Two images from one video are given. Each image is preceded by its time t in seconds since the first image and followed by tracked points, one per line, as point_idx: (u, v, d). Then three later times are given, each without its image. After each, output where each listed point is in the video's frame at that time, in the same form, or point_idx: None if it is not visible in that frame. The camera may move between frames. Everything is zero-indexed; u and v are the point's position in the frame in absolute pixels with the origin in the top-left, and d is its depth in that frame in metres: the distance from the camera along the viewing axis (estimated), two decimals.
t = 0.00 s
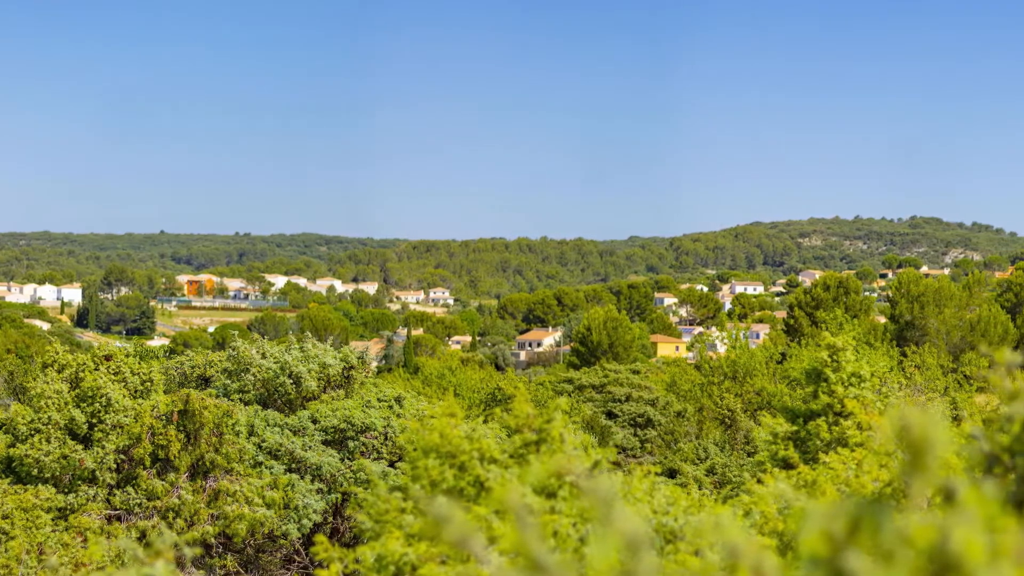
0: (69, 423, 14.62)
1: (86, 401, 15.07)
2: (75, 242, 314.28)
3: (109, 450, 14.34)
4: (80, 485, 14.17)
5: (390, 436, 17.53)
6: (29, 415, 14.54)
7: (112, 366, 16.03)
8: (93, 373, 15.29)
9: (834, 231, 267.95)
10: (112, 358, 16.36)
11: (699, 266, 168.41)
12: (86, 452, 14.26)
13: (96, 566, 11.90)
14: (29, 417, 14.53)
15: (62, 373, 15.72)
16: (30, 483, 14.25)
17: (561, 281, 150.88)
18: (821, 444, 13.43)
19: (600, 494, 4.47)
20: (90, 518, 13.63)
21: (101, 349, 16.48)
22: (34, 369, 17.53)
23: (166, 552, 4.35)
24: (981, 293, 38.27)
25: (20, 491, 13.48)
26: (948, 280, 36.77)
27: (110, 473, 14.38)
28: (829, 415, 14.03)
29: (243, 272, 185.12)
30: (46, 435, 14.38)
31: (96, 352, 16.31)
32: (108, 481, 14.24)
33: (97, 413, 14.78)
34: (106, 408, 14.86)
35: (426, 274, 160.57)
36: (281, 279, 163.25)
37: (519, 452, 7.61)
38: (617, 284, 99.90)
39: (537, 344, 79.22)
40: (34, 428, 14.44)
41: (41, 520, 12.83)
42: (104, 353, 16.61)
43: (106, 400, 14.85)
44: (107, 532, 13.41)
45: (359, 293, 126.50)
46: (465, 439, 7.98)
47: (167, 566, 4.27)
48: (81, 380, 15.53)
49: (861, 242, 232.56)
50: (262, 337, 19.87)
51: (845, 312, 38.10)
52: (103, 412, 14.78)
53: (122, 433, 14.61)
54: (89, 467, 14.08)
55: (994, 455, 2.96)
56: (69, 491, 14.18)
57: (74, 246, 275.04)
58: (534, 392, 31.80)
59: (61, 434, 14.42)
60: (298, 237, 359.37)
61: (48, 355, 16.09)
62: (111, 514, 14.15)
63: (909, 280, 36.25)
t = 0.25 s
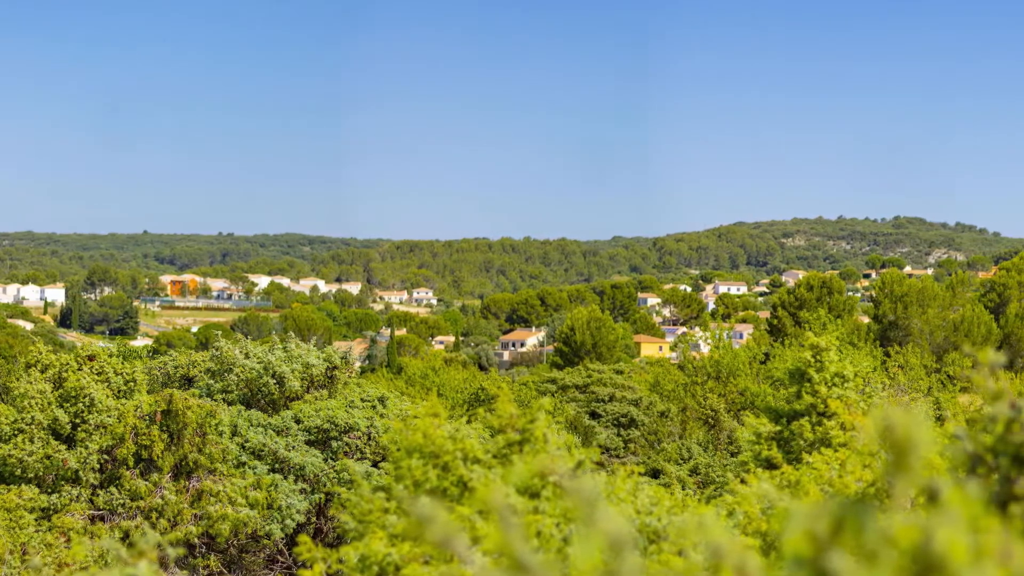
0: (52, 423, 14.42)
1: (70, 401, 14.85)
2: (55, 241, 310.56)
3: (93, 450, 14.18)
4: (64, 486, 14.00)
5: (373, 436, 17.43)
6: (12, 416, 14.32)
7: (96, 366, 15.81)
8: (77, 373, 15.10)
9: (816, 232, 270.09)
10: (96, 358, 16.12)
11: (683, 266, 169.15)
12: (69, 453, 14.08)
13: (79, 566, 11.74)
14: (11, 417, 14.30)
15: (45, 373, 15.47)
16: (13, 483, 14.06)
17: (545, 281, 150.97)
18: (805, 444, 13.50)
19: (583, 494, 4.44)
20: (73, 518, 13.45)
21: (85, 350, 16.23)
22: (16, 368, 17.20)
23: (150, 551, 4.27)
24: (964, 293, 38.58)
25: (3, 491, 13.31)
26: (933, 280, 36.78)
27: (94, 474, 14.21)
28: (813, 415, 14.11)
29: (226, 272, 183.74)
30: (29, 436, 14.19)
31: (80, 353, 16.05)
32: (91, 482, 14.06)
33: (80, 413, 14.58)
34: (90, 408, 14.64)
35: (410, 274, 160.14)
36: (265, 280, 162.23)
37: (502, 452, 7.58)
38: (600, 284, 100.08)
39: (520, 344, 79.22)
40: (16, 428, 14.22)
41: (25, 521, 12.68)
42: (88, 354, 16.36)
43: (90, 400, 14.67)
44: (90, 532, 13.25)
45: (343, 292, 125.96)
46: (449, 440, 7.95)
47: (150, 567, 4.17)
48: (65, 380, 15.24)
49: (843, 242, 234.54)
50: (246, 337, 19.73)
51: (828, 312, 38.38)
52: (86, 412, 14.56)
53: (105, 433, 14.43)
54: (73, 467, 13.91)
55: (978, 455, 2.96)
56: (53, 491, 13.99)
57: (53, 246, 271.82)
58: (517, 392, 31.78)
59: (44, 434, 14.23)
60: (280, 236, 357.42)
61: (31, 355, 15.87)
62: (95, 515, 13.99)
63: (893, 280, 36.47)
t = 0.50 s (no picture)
0: (35, 423, 14.20)
1: (53, 401, 14.68)
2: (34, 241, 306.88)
3: (77, 450, 13.99)
4: (47, 486, 13.80)
5: (357, 437, 17.32)
6: None
7: (79, 366, 15.68)
8: (60, 373, 14.97)
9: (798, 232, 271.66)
10: (79, 358, 16.05)
11: (666, 266, 169.66)
12: (52, 453, 13.89)
13: (62, 566, 11.60)
14: None
15: (28, 373, 15.25)
16: None
17: (529, 282, 150.97)
18: (788, 445, 13.55)
19: (569, 494, 4.41)
20: (56, 518, 13.26)
21: (67, 350, 16.10)
22: None
23: (133, 552, 4.20)
24: (946, 293, 38.93)
25: None
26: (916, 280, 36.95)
27: (77, 474, 14.03)
28: (797, 416, 14.19)
29: (209, 272, 182.30)
30: (12, 436, 13.95)
31: (63, 352, 15.96)
32: (75, 482, 13.88)
33: (63, 413, 14.40)
34: (73, 408, 14.50)
35: (394, 274, 159.60)
36: (248, 279, 161.12)
37: (486, 452, 7.52)
38: (584, 284, 100.19)
39: (504, 344, 79.15)
40: None
41: (7, 521, 12.46)
42: (71, 354, 16.20)
43: (73, 401, 14.51)
44: (74, 532, 13.08)
45: (326, 293, 125.31)
46: (433, 440, 7.92)
47: (134, 566, 4.15)
48: (48, 380, 15.14)
49: (826, 242, 236.42)
50: (229, 337, 19.55)
51: (812, 313, 38.61)
52: (70, 412, 14.40)
53: (89, 433, 14.24)
54: (56, 467, 13.71)
55: (962, 455, 2.99)
56: (36, 491, 13.76)
57: (33, 245, 268.44)
58: (501, 392, 31.73)
59: (28, 434, 13.99)
60: (263, 237, 355.40)
61: (14, 355, 15.61)
62: (78, 515, 13.82)
63: (876, 280, 36.68)
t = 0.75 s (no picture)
0: (19, 423, 13.75)
1: (37, 401, 14.26)
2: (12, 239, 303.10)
3: (60, 450, 13.65)
4: (30, 486, 13.46)
5: (340, 437, 17.21)
6: None
7: (62, 366, 15.44)
8: (43, 374, 14.56)
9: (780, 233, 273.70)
10: (63, 359, 15.88)
11: (650, 267, 170.26)
12: (36, 453, 13.53)
13: (45, 566, 11.44)
14: None
15: (10, 374, 14.83)
16: None
17: (513, 281, 150.91)
18: (772, 445, 13.63)
19: (552, 495, 4.38)
20: (40, 518, 13.03)
21: (51, 351, 15.90)
22: None
23: (117, 552, 4.12)
24: (930, 293, 39.25)
25: None
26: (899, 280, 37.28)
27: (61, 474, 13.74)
28: (780, 416, 14.26)
29: (192, 271, 180.82)
30: None
31: (47, 353, 15.74)
32: (58, 482, 13.62)
33: (46, 413, 14.03)
34: (56, 409, 14.12)
35: (377, 274, 159.08)
36: (230, 279, 159.98)
37: (469, 452, 7.48)
38: (567, 284, 100.37)
39: (487, 344, 79.09)
40: None
41: None
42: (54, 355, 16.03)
43: (56, 401, 14.13)
44: (57, 533, 12.88)
45: (310, 292, 124.67)
46: (416, 439, 7.87)
47: (117, 568, 4.01)
48: (32, 380, 14.76)
49: (808, 242, 238.32)
50: (213, 337, 19.43)
51: (795, 312, 38.85)
52: (53, 412, 14.03)
53: (72, 433, 13.97)
54: (39, 467, 13.38)
55: (945, 455, 3.00)
56: (17, 492, 13.42)
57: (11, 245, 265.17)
58: (484, 393, 31.69)
59: (11, 434, 13.52)
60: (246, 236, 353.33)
61: None
62: (61, 515, 13.59)
63: (860, 280, 36.89)
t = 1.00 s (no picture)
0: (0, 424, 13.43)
1: (19, 401, 13.92)
2: None
3: (43, 451, 13.41)
4: (12, 486, 13.21)
5: (324, 437, 17.11)
6: None
7: (44, 366, 15.07)
8: (25, 373, 14.20)
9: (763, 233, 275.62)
10: (45, 358, 15.44)
11: (633, 267, 170.81)
12: (19, 452, 13.28)
13: (29, 566, 11.31)
14: None
15: None
16: None
17: (496, 281, 150.84)
18: (755, 444, 13.70)
19: (535, 495, 4.36)
20: (23, 518, 12.79)
21: (33, 350, 15.49)
22: None
23: (100, 552, 4.02)
24: (913, 293, 39.55)
25: None
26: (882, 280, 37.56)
27: (44, 474, 13.50)
28: (763, 416, 14.35)
29: (175, 272, 179.34)
30: None
31: (28, 352, 15.32)
32: (42, 481, 13.40)
33: (29, 413, 13.71)
34: (39, 408, 13.82)
35: (361, 274, 158.52)
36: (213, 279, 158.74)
37: (452, 452, 7.43)
38: (550, 284, 100.48)
39: (470, 344, 79.00)
40: None
41: None
42: (36, 354, 15.63)
43: (39, 401, 13.83)
44: (40, 533, 12.68)
45: (293, 293, 124.01)
46: (399, 440, 7.84)
47: (102, 567, 3.93)
48: (14, 380, 14.24)
49: (790, 242, 240.10)
50: (196, 338, 19.31)
51: (778, 313, 39.05)
52: (36, 412, 13.72)
53: (56, 433, 13.70)
54: (23, 467, 13.14)
55: (928, 455, 3.01)
56: None
57: None
58: (467, 393, 31.66)
59: None
60: (229, 236, 350.91)
61: None
62: (43, 515, 13.38)
63: (843, 280, 37.17)
